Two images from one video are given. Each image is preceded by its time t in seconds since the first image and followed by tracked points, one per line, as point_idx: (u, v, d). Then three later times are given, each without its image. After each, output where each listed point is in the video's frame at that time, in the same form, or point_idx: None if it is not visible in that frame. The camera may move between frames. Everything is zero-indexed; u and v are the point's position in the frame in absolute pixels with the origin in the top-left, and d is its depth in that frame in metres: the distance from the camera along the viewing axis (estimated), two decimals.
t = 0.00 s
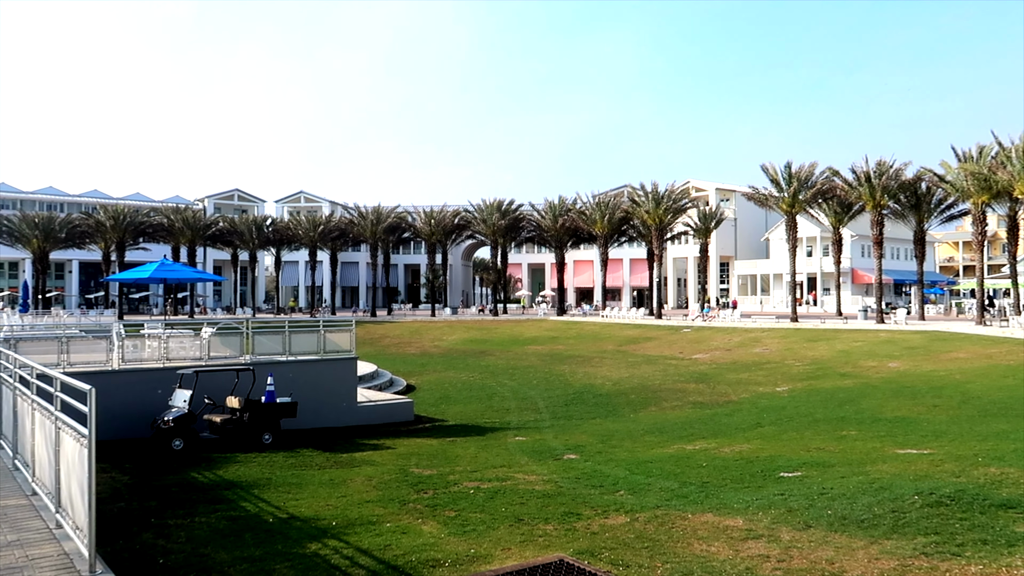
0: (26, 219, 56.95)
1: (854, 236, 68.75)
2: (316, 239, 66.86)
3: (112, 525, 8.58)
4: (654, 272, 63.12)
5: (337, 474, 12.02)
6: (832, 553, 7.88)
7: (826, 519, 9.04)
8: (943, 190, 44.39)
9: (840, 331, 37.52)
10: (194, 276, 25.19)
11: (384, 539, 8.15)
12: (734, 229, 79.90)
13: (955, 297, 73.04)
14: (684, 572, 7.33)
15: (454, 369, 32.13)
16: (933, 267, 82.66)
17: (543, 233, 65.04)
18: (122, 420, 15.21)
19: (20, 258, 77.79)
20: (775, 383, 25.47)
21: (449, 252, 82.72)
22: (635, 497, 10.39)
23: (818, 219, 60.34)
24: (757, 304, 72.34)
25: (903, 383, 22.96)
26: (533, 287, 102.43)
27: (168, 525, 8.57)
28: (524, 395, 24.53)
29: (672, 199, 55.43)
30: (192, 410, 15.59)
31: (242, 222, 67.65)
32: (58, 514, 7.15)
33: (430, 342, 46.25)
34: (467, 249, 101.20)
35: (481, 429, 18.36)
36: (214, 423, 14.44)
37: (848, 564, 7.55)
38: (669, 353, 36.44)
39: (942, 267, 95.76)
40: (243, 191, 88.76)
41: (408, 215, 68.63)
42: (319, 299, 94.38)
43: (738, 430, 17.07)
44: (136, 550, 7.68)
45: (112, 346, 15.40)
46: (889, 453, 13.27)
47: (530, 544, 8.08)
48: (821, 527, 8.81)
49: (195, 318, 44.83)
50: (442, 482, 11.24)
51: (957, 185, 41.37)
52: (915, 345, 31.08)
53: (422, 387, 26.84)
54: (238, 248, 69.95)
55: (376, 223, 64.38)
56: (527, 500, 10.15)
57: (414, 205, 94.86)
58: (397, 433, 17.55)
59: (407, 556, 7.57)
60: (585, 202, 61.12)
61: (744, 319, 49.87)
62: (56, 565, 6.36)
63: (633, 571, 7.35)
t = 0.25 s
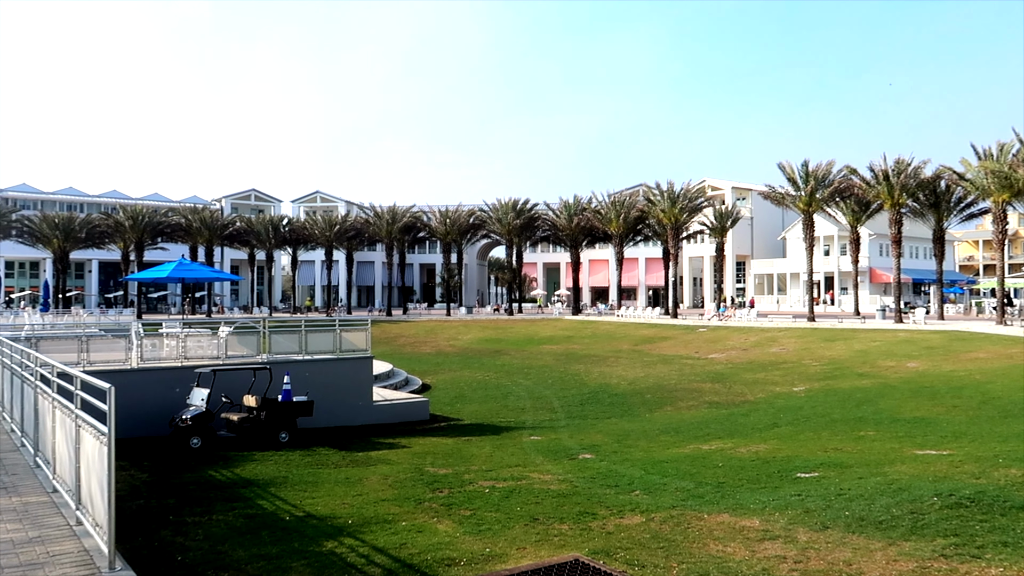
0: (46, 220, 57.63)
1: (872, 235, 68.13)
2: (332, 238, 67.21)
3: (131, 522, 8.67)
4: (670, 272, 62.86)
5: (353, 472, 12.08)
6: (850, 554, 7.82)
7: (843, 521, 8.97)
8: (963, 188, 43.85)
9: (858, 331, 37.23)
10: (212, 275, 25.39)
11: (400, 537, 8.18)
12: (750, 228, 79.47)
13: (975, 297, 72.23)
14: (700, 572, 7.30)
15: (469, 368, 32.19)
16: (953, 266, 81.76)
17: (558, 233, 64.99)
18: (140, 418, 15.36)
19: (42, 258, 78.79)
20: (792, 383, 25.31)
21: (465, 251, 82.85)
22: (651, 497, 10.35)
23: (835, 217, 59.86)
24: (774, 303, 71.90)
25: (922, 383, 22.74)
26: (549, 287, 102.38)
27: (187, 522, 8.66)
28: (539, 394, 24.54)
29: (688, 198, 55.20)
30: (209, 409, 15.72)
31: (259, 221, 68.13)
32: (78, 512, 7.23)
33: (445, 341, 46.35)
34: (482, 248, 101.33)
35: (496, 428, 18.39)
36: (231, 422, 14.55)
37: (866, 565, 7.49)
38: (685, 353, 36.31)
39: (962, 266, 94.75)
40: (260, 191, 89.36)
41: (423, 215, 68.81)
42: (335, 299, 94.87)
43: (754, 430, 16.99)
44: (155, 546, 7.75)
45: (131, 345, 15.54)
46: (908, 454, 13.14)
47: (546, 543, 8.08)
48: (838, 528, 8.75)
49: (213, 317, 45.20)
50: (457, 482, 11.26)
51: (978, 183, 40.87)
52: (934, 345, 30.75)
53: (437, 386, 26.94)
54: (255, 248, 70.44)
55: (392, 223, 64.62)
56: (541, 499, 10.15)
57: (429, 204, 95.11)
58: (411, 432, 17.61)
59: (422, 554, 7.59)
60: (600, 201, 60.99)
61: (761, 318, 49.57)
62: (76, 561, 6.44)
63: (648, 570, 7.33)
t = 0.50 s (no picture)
0: (68, 220, 58.36)
1: (892, 233, 67.43)
2: (349, 238, 67.53)
3: (152, 518, 8.76)
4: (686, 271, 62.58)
5: (370, 470, 12.13)
6: (869, 555, 7.75)
7: (862, 521, 8.90)
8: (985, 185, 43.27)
9: (877, 330, 36.86)
10: (230, 274, 25.56)
11: (417, 535, 8.21)
12: (768, 227, 78.94)
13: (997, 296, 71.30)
14: (718, 572, 7.26)
15: (485, 367, 32.22)
16: (974, 265, 80.73)
17: (575, 232, 64.88)
18: (160, 416, 15.51)
19: (63, 257, 79.85)
20: (810, 382, 25.11)
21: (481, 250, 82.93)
22: (667, 497, 10.32)
23: (854, 215, 59.31)
24: (792, 303, 71.38)
25: (942, 383, 22.46)
26: (565, 286, 102.28)
27: (205, 519, 8.73)
28: (555, 394, 24.51)
29: (705, 197, 54.90)
30: (228, 407, 15.84)
31: (277, 221, 68.58)
32: (99, 508, 7.31)
33: (462, 340, 46.41)
34: (498, 247, 101.39)
35: (512, 427, 18.40)
36: (249, 420, 14.65)
37: (886, 566, 7.42)
38: (702, 352, 36.13)
39: (984, 264, 93.59)
40: (277, 191, 89.94)
41: (439, 214, 68.97)
42: (352, 298, 95.34)
43: (772, 430, 16.88)
44: (175, 542, 7.83)
45: (151, 344, 15.67)
46: (928, 455, 12.99)
47: (562, 542, 8.07)
48: (857, 528, 8.67)
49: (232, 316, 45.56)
50: (473, 480, 11.28)
51: (1000, 180, 40.31)
52: (955, 344, 30.38)
53: (454, 385, 27.00)
54: (273, 247, 70.90)
55: (408, 222, 64.81)
56: (558, 499, 10.15)
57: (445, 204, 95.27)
58: (427, 431, 17.66)
59: (439, 552, 7.62)
60: (616, 200, 60.79)
61: (779, 317, 49.22)
62: (97, 556, 6.52)
63: (665, 570, 7.31)
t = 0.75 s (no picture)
0: (87, 219, 58.95)
1: (910, 232, 66.76)
2: (364, 237, 67.80)
3: (170, 516, 8.84)
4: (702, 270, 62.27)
5: (386, 469, 12.17)
6: (887, 557, 7.67)
7: (880, 522, 8.81)
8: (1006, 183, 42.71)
9: (896, 330, 36.50)
10: (247, 273, 25.73)
11: (432, 534, 8.23)
12: (784, 226, 78.39)
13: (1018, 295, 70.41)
14: (733, 572, 7.22)
15: (500, 366, 32.23)
16: (995, 264, 79.73)
17: (590, 231, 64.75)
18: (178, 414, 15.66)
19: (83, 257, 80.75)
20: (827, 382, 24.91)
21: (496, 249, 83.01)
22: (683, 497, 10.28)
23: (872, 214, 58.73)
24: (809, 302, 70.87)
25: (962, 383, 22.19)
26: (580, 285, 102.12)
27: (223, 516, 8.80)
28: (570, 393, 24.48)
29: (721, 196, 54.60)
30: (245, 405, 15.96)
31: (293, 220, 68.97)
32: (118, 504, 7.38)
33: (477, 340, 46.46)
34: (513, 247, 101.41)
35: (527, 426, 18.40)
36: (266, 418, 14.74)
37: (904, 568, 7.35)
38: (718, 352, 35.95)
39: (1005, 263, 92.43)
40: (293, 190, 90.46)
41: (455, 213, 69.07)
42: (368, 297, 95.72)
43: (789, 430, 16.76)
44: (193, 539, 7.90)
45: (169, 342, 15.81)
46: (947, 456, 12.84)
47: (577, 541, 8.06)
48: (875, 530, 8.59)
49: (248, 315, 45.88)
50: (488, 479, 11.29)
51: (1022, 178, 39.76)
52: (975, 344, 30.02)
53: (469, 384, 27.04)
54: (289, 247, 71.31)
55: (423, 221, 64.97)
56: (573, 498, 10.13)
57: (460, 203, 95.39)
58: (442, 430, 17.69)
59: (455, 551, 7.63)
60: (632, 199, 60.59)
61: (796, 317, 48.88)
62: (117, 553, 6.58)
63: (681, 570, 7.28)
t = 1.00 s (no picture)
0: (108, 219, 59.55)
1: (930, 231, 66.01)
2: (381, 236, 68.03)
3: (189, 512, 8.93)
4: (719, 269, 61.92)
5: (402, 467, 12.21)
6: (907, 558, 7.59)
7: (900, 524, 8.71)
8: None
9: (916, 330, 36.10)
10: (265, 272, 25.90)
11: (448, 532, 8.25)
12: (802, 224, 77.77)
13: None
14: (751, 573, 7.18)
15: (516, 365, 32.24)
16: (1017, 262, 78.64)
17: (606, 230, 64.57)
18: (197, 411, 15.80)
19: (104, 256, 81.70)
20: (846, 382, 24.69)
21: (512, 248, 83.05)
22: (700, 497, 10.22)
23: (892, 213, 58.07)
24: (827, 301, 70.27)
25: (984, 383, 21.91)
26: (596, 284, 101.92)
27: (241, 513, 8.86)
28: (587, 392, 24.44)
29: (738, 194, 54.24)
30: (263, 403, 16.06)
31: (310, 220, 69.32)
32: (138, 501, 7.46)
33: (493, 339, 46.51)
34: (529, 245, 101.38)
35: (543, 425, 18.40)
36: (284, 416, 14.84)
37: (923, 569, 7.28)
38: (735, 351, 35.75)
39: None
40: (310, 190, 90.96)
41: (470, 212, 69.16)
42: (384, 296, 96.08)
43: (807, 430, 16.63)
44: (212, 536, 7.96)
45: (188, 340, 15.98)
46: (969, 457, 12.68)
47: (593, 541, 8.05)
48: (894, 531, 8.50)
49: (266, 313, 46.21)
50: (505, 478, 11.29)
51: None
52: (997, 344, 29.63)
53: (485, 383, 27.06)
54: (306, 246, 71.69)
55: (439, 220, 65.09)
56: (589, 497, 10.12)
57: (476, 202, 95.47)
58: (458, 428, 17.73)
59: (471, 549, 7.64)
60: (648, 198, 60.34)
61: (814, 316, 48.51)
62: (137, 549, 6.65)
63: (698, 570, 7.25)
